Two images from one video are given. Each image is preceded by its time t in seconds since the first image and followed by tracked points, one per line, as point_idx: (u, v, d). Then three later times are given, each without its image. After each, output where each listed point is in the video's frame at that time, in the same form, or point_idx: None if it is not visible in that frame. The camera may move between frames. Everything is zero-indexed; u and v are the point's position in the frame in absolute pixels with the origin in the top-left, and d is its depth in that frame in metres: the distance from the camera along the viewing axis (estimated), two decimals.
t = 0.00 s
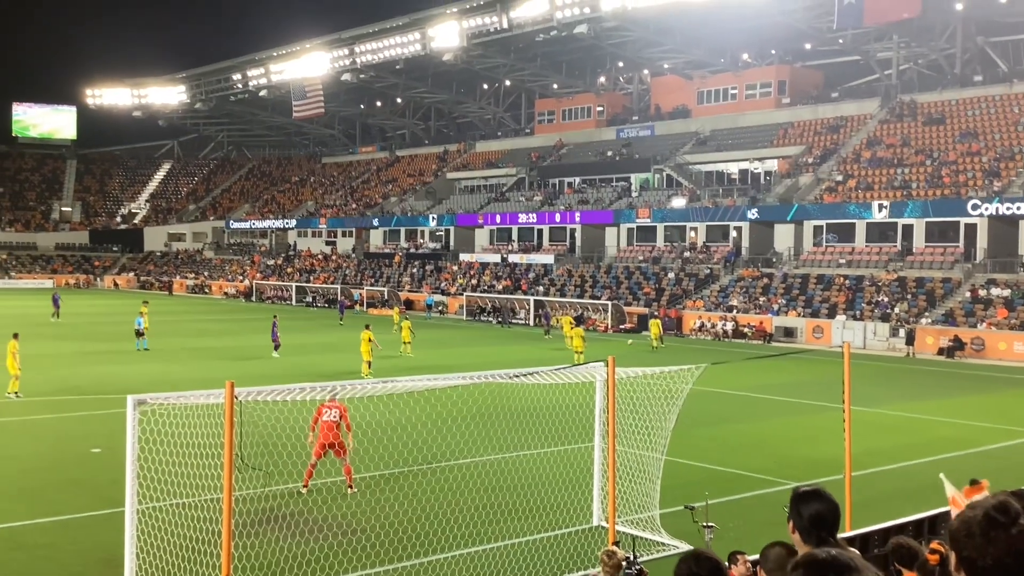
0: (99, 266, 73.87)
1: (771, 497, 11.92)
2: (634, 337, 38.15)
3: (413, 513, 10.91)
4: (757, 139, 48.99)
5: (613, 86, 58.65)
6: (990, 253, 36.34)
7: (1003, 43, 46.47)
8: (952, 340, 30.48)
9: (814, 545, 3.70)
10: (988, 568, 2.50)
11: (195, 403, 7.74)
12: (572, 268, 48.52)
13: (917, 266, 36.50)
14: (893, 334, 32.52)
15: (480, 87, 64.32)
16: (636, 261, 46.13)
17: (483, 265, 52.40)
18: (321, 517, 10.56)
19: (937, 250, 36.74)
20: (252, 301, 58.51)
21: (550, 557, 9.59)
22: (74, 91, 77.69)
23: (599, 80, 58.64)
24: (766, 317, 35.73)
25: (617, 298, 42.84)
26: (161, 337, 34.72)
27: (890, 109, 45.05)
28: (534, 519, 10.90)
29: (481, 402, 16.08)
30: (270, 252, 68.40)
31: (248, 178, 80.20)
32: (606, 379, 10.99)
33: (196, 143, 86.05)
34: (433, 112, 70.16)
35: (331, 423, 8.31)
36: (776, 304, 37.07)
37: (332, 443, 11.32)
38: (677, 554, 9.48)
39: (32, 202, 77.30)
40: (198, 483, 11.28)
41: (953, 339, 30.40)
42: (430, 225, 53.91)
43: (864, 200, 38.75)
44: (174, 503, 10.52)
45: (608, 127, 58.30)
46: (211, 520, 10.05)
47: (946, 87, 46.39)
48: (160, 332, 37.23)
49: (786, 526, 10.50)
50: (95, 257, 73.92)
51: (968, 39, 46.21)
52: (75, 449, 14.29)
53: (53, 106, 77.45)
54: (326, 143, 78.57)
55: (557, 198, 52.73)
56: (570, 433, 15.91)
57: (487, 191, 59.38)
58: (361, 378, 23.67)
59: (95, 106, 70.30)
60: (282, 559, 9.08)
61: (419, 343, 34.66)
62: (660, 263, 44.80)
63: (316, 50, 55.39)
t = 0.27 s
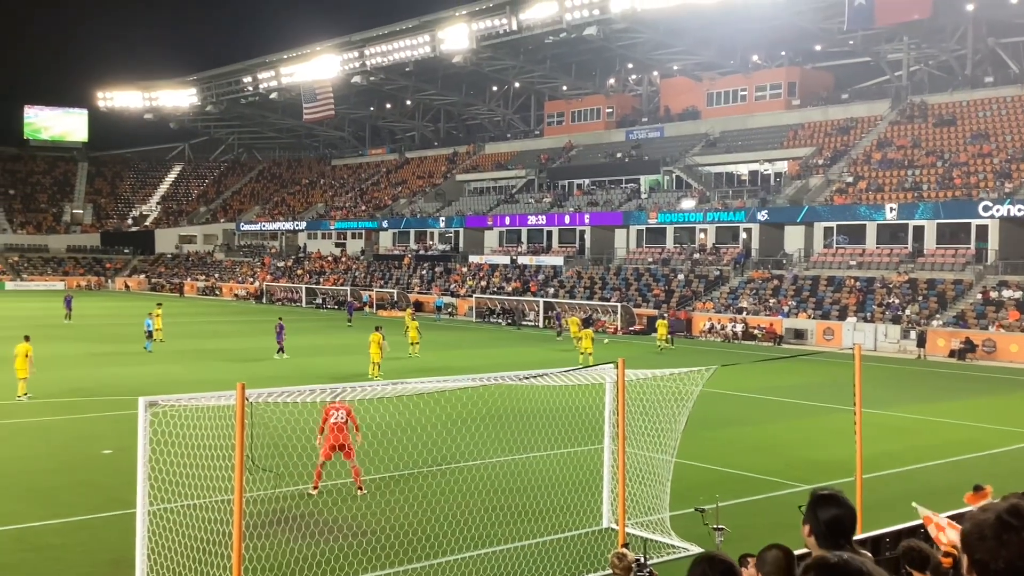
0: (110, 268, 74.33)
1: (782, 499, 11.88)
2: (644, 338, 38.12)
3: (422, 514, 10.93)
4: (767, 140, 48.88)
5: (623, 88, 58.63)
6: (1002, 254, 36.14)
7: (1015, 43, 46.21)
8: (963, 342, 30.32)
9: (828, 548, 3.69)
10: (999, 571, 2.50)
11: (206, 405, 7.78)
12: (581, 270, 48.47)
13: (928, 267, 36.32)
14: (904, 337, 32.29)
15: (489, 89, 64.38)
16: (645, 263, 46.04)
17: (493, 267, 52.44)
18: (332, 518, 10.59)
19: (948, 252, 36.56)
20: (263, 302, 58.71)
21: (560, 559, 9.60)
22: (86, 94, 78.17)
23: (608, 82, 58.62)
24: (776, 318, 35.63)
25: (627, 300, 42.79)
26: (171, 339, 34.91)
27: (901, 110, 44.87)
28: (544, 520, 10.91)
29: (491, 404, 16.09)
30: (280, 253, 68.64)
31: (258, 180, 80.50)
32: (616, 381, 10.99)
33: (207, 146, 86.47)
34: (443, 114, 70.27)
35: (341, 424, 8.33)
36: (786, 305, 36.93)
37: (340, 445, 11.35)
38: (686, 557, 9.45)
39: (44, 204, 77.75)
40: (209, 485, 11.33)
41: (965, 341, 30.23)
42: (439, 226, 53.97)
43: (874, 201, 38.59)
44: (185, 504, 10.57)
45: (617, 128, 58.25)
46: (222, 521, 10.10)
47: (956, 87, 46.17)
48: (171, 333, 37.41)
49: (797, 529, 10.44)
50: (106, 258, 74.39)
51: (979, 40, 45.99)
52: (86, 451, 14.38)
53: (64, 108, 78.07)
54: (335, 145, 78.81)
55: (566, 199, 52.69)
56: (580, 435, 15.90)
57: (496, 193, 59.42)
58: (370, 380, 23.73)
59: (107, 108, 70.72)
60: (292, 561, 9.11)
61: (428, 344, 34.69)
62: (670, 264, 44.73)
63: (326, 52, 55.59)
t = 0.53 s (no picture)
0: (123, 267, 74.87)
1: (794, 498, 11.83)
2: (655, 338, 38.04)
3: (433, 513, 10.94)
4: (778, 139, 48.66)
5: (634, 88, 58.53)
6: (1016, 254, 35.89)
7: None
8: (976, 342, 30.15)
9: (846, 546, 3.68)
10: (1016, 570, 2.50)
11: (218, 403, 7.82)
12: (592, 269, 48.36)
13: (941, 266, 36.10)
14: (917, 336, 32.12)
15: (500, 89, 64.38)
16: (656, 262, 45.90)
17: (503, 266, 52.43)
18: (342, 517, 10.62)
19: (961, 251, 36.32)
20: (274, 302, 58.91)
21: (570, 558, 9.59)
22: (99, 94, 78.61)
23: (619, 81, 58.51)
24: (788, 318, 35.50)
25: (638, 299, 42.69)
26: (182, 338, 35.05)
27: (913, 109, 44.63)
28: (554, 519, 10.90)
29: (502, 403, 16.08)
30: (291, 253, 68.87)
31: (270, 180, 80.76)
32: (627, 380, 10.96)
33: (219, 146, 86.83)
34: (454, 114, 70.31)
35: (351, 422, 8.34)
36: (798, 305, 36.76)
37: (350, 443, 11.37)
38: (699, 557, 9.44)
39: (57, 204, 78.18)
40: (221, 483, 11.39)
41: (978, 340, 30.06)
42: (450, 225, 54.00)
43: (886, 200, 38.38)
44: (197, 503, 10.62)
45: (628, 128, 58.14)
46: (234, 520, 10.14)
47: (969, 86, 45.91)
48: (183, 332, 37.57)
49: (811, 529, 10.40)
50: (119, 258, 74.90)
51: (992, 38, 45.66)
52: (98, 450, 14.46)
53: (77, 108, 78.57)
54: (346, 145, 79.02)
55: (577, 199, 52.57)
56: (590, 434, 15.88)
57: (507, 192, 59.40)
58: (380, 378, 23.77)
59: (119, 108, 71.06)
60: (304, 559, 9.14)
61: (438, 343, 34.72)
62: (681, 263, 44.58)
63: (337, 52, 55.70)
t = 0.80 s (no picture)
0: (135, 268, 75.43)
1: (805, 500, 11.78)
2: (665, 339, 37.97)
3: (443, 514, 10.95)
4: (790, 140, 48.47)
5: (644, 88, 58.45)
6: None
7: None
8: (988, 342, 29.98)
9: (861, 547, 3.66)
10: None
11: (229, 404, 7.84)
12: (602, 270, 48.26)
13: (953, 267, 35.90)
14: (929, 337, 31.99)
15: (510, 89, 64.41)
16: (667, 263, 45.75)
17: (513, 267, 52.43)
18: (352, 518, 10.63)
19: (974, 251, 36.09)
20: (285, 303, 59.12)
21: (580, 559, 9.57)
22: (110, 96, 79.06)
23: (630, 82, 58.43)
24: (799, 318, 35.42)
25: (649, 300, 42.59)
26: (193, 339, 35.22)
27: (924, 110, 44.40)
28: (565, 520, 10.90)
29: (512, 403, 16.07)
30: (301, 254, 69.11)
31: (281, 181, 81.03)
32: (638, 380, 10.93)
33: (230, 147, 87.21)
34: (464, 115, 70.37)
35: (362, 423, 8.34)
36: (809, 306, 36.61)
37: (358, 443, 11.40)
38: (710, 558, 9.41)
39: (69, 206, 78.61)
40: (232, 484, 11.43)
41: (990, 341, 29.89)
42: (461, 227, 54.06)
43: (898, 201, 38.17)
44: (208, 503, 10.66)
45: (639, 128, 58.06)
46: (245, 520, 10.17)
47: (981, 86, 45.67)
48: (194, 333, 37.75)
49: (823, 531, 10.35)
50: (131, 259, 75.44)
51: (1005, 38, 45.37)
52: (110, 449, 14.55)
53: (88, 109, 79.21)
54: (357, 146, 79.22)
55: (588, 200, 52.48)
56: (601, 435, 15.86)
57: (518, 193, 59.42)
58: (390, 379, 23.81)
59: (131, 109, 71.43)
60: (314, 559, 9.16)
61: (448, 344, 34.76)
62: (692, 264, 44.46)
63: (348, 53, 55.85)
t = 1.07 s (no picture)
0: (148, 271, 76.06)
1: (819, 503, 11.73)
2: (677, 341, 37.91)
3: (455, 516, 10.97)
4: (802, 141, 48.25)
5: (656, 91, 58.35)
6: None
7: None
8: (1003, 346, 29.78)
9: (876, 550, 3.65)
10: None
11: (242, 406, 7.88)
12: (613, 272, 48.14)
13: (967, 270, 35.68)
14: (943, 339, 31.78)
15: (522, 92, 64.46)
16: (679, 266, 45.58)
17: (524, 270, 52.46)
18: (365, 520, 10.66)
19: (988, 253, 35.81)
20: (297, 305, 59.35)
21: (592, 561, 9.56)
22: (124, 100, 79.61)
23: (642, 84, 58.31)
24: (811, 321, 35.40)
25: (660, 303, 42.49)
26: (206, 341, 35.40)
27: (938, 112, 44.11)
28: (577, 523, 10.89)
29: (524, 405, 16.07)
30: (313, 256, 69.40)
31: (293, 184, 81.37)
32: (650, 383, 10.90)
33: (243, 150, 87.64)
34: (476, 117, 70.45)
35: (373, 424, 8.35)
36: (822, 308, 36.45)
37: (369, 446, 11.42)
38: (723, 562, 9.39)
39: (83, 209, 79.12)
40: (245, 485, 11.49)
41: (1005, 344, 29.69)
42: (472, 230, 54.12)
43: (911, 203, 37.93)
44: (221, 505, 10.71)
45: (651, 130, 57.96)
46: (258, 522, 10.22)
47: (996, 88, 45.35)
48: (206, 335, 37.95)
49: (836, 534, 10.29)
50: (144, 261, 76.10)
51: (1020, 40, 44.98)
52: (124, 451, 14.66)
53: (102, 113, 79.88)
54: (369, 148, 79.44)
55: (599, 202, 52.39)
56: (613, 438, 15.84)
57: (529, 195, 59.44)
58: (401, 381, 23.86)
59: (145, 113, 71.93)
60: (326, 561, 9.19)
61: (459, 347, 34.79)
62: (704, 267, 44.29)
63: (360, 57, 56.04)
